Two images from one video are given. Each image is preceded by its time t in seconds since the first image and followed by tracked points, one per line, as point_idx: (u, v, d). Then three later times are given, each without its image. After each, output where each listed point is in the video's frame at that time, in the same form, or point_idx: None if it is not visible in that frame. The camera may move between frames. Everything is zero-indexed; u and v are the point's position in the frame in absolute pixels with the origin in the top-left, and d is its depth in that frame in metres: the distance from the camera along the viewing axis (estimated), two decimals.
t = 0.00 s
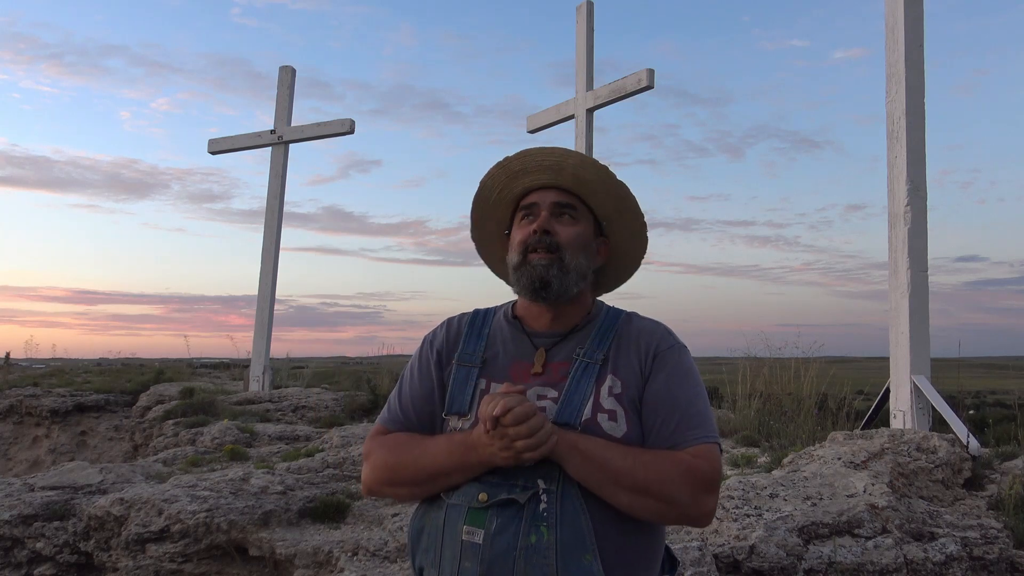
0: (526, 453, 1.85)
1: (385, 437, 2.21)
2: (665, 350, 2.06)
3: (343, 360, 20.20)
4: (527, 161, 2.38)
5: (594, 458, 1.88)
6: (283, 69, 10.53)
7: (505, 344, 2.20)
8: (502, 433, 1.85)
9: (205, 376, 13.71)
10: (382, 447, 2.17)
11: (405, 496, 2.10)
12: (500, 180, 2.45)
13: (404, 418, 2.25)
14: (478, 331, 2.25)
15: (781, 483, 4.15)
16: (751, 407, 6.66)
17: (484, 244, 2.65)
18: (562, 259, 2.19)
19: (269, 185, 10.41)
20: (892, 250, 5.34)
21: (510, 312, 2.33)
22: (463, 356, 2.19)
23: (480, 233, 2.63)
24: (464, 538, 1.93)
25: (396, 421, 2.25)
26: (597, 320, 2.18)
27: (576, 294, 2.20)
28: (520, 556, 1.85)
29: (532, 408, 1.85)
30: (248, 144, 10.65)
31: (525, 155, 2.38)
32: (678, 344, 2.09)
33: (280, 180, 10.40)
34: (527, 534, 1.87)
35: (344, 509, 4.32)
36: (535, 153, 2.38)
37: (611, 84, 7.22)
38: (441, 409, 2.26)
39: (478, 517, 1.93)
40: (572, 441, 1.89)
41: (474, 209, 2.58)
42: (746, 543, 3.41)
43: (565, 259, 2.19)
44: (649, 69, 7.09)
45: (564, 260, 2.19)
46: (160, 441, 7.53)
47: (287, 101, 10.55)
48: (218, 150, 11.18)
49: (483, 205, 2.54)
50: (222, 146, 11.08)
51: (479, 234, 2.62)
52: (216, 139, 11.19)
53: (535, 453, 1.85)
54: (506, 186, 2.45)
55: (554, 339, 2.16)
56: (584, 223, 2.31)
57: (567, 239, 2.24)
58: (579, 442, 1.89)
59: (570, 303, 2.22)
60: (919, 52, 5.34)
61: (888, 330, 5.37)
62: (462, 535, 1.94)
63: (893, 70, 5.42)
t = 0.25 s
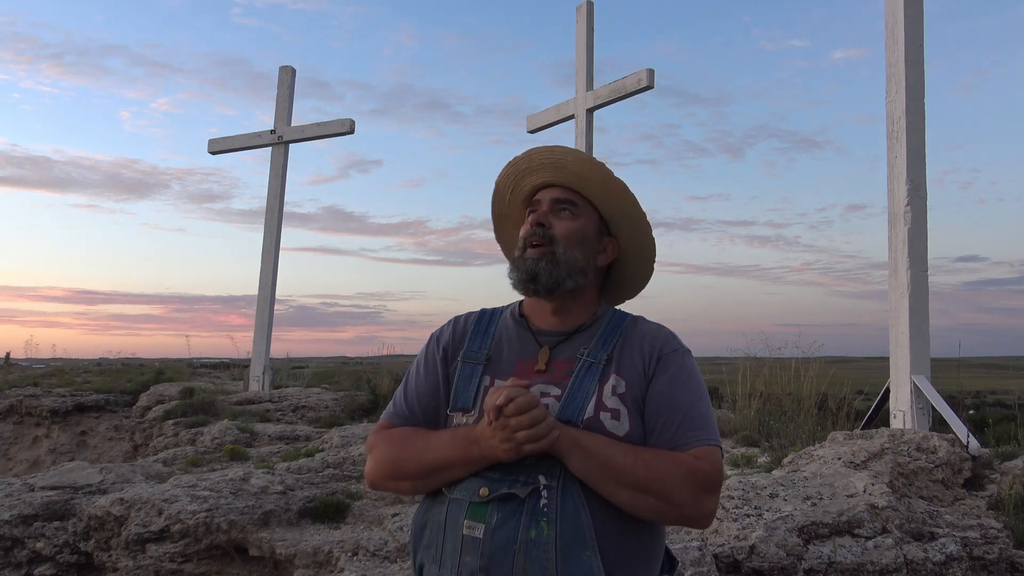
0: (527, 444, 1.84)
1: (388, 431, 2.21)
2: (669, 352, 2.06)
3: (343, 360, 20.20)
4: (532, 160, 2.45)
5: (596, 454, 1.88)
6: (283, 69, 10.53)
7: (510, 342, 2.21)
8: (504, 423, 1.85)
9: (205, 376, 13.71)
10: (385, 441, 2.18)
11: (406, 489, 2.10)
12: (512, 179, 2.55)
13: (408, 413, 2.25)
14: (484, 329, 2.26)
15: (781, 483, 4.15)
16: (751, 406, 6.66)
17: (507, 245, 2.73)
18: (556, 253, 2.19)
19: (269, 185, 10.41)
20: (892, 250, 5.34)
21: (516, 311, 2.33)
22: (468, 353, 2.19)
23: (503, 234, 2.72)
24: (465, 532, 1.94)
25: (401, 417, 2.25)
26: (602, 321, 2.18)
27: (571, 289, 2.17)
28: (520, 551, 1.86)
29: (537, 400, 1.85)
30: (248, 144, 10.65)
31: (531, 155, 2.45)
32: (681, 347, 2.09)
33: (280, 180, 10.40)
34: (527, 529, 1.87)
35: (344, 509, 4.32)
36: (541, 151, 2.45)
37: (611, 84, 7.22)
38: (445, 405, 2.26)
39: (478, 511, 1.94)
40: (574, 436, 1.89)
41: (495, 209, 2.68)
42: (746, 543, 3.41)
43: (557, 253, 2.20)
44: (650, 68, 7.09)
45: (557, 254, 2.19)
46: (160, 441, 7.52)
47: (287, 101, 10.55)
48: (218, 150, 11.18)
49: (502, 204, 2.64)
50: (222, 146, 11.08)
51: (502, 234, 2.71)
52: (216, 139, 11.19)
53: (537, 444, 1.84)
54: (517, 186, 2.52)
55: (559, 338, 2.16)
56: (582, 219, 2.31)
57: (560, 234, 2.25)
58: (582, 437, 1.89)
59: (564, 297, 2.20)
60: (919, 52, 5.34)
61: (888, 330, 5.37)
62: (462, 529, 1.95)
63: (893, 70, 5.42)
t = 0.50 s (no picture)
0: (525, 435, 1.84)
1: (390, 426, 2.22)
2: (670, 352, 2.06)
3: (343, 360, 20.20)
4: (537, 162, 2.47)
5: (593, 447, 1.88)
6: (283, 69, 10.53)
7: (512, 340, 2.20)
8: (503, 413, 1.85)
9: (204, 376, 13.70)
10: (388, 435, 2.18)
11: (407, 483, 2.10)
12: (519, 183, 2.57)
13: (411, 409, 2.25)
14: (488, 327, 2.26)
15: (781, 483, 4.15)
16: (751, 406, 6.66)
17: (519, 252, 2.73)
18: (553, 249, 2.20)
19: (269, 185, 10.41)
20: (892, 250, 5.35)
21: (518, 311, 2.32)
22: (470, 350, 2.19)
23: (515, 241, 2.72)
24: (463, 526, 1.94)
25: (404, 412, 2.26)
26: (603, 322, 2.18)
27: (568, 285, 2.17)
28: (517, 544, 1.86)
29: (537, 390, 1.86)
30: (248, 144, 10.65)
31: (536, 158, 2.48)
32: (682, 348, 2.09)
33: (280, 180, 10.39)
34: (525, 523, 1.87)
35: (344, 509, 4.32)
36: (544, 154, 2.47)
37: (611, 84, 7.22)
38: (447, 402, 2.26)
39: (477, 505, 1.94)
40: (573, 430, 1.89)
41: (506, 215, 2.70)
42: (746, 543, 3.41)
43: (555, 249, 2.20)
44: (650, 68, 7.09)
45: (555, 250, 2.20)
46: (160, 441, 7.53)
47: (287, 101, 10.55)
48: (218, 150, 11.18)
49: (511, 210, 2.65)
50: (222, 146, 11.08)
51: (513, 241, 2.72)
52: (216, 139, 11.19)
53: (535, 435, 1.84)
54: (523, 189, 2.53)
55: (561, 336, 2.16)
56: (583, 218, 2.30)
57: (560, 231, 2.25)
58: (579, 431, 1.89)
59: (562, 292, 2.20)
60: (919, 52, 5.34)
61: (888, 329, 5.37)
62: (461, 523, 1.95)
63: (893, 70, 5.42)
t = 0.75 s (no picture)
0: (522, 426, 1.85)
1: (390, 425, 2.22)
2: (667, 350, 2.06)
3: (344, 360, 20.20)
4: (535, 165, 2.47)
5: (589, 441, 1.87)
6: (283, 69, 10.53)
7: (511, 339, 2.21)
8: (501, 404, 1.87)
9: (204, 376, 13.70)
10: (388, 433, 2.18)
11: (407, 481, 2.10)
12: (518, 187, 2.57)
13: (411, 408, 2.26)
14: (487, 327, 2.26)
15: (781, 483, 4.15)
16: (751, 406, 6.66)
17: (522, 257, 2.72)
18: (545, 247, 2.21)
19: (269, 185, 10.41)
20: (892, 250, 5.35)
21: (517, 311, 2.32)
22: (469, 349, 2.20)
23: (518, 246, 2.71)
24: (462, 521, 1.94)
25: (404, 412, 2.26)
26: (602, 320, 2.18)
27: (562, 283, 2.18)
28: (515, 539, 1.86)
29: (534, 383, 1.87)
30: (248, 144, 10.65)
31: (533, 162, 2.48)
32: (680, 347, 2.08)
33: (280, 180, 10.39)
34: (523, 517, 1.88)
35: (344, 509, 4.32)
36: (542, 156, 2.47)
37: (611, 84, 7.22)
38: (446, 401, 2.26)
39: (475, 500, 1.94)
40: (569, 423, 1.88)
41: (508, 220, 2.70)
42: (746, 543, 3.41)
43: (548, 249, 2.20)
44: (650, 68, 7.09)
45: (548, 249, 2.20)
46: (160, 441, 7.52)
47: (287, 101, 10.55)
48: (218, 150, 11.18)
49: (512, 215, 2.65)
50: (222, 146, 11.08)
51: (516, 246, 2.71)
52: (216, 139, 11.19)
53: (532, 426, 1.85)
54: (522, 193, 2.53)
55: (559, 334, 2.16)
56: (578, 219, 2.29)
57: (554, 231, 2.26)
58: (576, 424, 1.89)
59: (557, 290, 2.20)
60: (919, 51, 5.34)
61: (888, 329, 5.37)
62: (460, 518, 1.95)
63: (893, 70, 5.42)
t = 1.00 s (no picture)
0: (518, 422, 1.85)
1: (389, 426, 2.22)
2: (663, 348, 2.06)
3: (344, 360, 20.20)
4: (528, 167, 2.45)
5: (585, 438, 1.87)
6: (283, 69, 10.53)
7: (508, 339, 2.21)
8: (496, 401, 1.87)
9: (204, 376, 13.71)
10: (387, 434, 2.18)
11: (405, 483, 2.09)
12: (512, 189, 2.55)
13: (410, 410, 2.26)
14: (484, 328, 2.26)
15: (781, 483, 4.15)
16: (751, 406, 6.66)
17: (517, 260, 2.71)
18: (540, 247, 2.21)
19: (269, 185, 10.41)
20: (892, 250, 5.34)
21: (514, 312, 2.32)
22: (466, 349, 2.20)
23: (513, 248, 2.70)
24: (460, 519, 1.95)
25: (402, 413, 2.26)
26: (598, 319, 2.18)
27: (559, 283, 2.18)
28: (513, 536, 1.86)
29: (529, 379, 1.88)
30: (248, 144, 10.65)
31: (525, 165, 2.47)
32: (676, 344, 2.08)
33: (280, 180, 10.40)
34: (520, 515, 1.88)
35: (344, 509, 4.32)
36: (536, 157, 2.46)
37: (611, 84, 7.22)
38: (444, 401, 2.26)
39: (473, 499, 1.94)
40: (565, 419, 1.88)
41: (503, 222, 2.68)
42: (746, 543, 3.41)
43: (543, 249, 2.20)
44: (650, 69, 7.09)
45: (543, 249, 2.20)
46: (160, 441, 7.52)
47: (287, 101, 10.55)
48: (218, 150, 11.18)
49: (507, 216, 2.64)
50: (222, 146, 11.09)
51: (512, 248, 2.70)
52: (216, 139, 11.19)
53: (528, 422, 1.85)
54: (515, 197, 2.50)
55: (555, 333, 2.16)
56: (573, 219, 2.29)
57: (549, 231, 2.25)
58: (572, 421, 1.89)
59: (553, 290, 2.20)
60: (919, 52, 5.34)
61: (888, 329, 5.37)
62: (458, 517, 1.95)
63: (893, 70, 5.42)
